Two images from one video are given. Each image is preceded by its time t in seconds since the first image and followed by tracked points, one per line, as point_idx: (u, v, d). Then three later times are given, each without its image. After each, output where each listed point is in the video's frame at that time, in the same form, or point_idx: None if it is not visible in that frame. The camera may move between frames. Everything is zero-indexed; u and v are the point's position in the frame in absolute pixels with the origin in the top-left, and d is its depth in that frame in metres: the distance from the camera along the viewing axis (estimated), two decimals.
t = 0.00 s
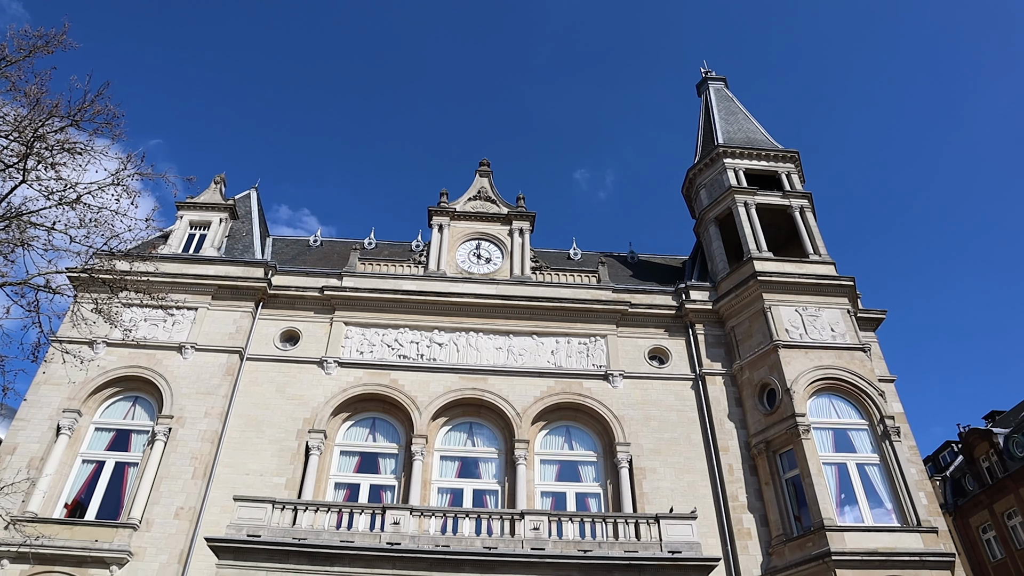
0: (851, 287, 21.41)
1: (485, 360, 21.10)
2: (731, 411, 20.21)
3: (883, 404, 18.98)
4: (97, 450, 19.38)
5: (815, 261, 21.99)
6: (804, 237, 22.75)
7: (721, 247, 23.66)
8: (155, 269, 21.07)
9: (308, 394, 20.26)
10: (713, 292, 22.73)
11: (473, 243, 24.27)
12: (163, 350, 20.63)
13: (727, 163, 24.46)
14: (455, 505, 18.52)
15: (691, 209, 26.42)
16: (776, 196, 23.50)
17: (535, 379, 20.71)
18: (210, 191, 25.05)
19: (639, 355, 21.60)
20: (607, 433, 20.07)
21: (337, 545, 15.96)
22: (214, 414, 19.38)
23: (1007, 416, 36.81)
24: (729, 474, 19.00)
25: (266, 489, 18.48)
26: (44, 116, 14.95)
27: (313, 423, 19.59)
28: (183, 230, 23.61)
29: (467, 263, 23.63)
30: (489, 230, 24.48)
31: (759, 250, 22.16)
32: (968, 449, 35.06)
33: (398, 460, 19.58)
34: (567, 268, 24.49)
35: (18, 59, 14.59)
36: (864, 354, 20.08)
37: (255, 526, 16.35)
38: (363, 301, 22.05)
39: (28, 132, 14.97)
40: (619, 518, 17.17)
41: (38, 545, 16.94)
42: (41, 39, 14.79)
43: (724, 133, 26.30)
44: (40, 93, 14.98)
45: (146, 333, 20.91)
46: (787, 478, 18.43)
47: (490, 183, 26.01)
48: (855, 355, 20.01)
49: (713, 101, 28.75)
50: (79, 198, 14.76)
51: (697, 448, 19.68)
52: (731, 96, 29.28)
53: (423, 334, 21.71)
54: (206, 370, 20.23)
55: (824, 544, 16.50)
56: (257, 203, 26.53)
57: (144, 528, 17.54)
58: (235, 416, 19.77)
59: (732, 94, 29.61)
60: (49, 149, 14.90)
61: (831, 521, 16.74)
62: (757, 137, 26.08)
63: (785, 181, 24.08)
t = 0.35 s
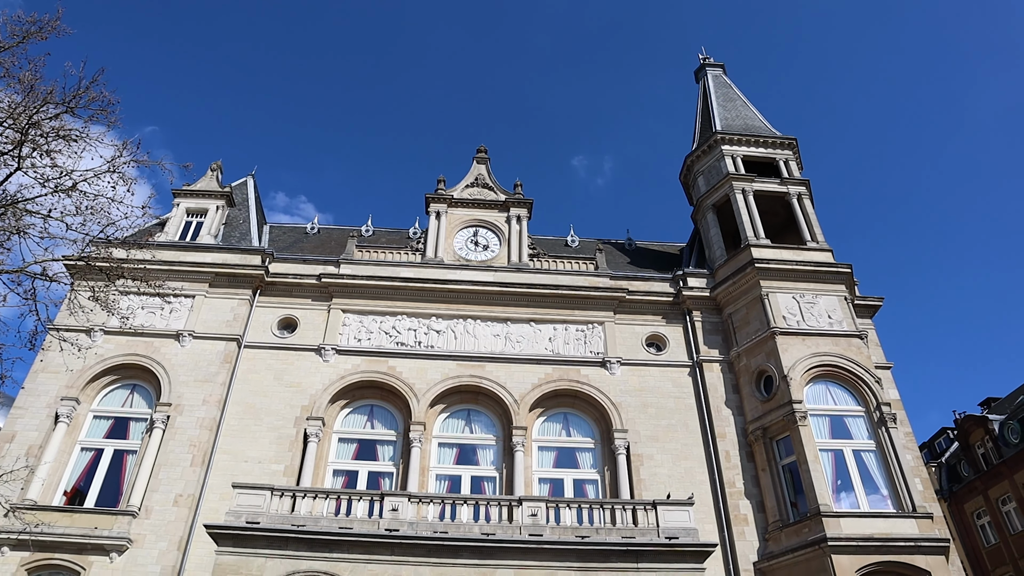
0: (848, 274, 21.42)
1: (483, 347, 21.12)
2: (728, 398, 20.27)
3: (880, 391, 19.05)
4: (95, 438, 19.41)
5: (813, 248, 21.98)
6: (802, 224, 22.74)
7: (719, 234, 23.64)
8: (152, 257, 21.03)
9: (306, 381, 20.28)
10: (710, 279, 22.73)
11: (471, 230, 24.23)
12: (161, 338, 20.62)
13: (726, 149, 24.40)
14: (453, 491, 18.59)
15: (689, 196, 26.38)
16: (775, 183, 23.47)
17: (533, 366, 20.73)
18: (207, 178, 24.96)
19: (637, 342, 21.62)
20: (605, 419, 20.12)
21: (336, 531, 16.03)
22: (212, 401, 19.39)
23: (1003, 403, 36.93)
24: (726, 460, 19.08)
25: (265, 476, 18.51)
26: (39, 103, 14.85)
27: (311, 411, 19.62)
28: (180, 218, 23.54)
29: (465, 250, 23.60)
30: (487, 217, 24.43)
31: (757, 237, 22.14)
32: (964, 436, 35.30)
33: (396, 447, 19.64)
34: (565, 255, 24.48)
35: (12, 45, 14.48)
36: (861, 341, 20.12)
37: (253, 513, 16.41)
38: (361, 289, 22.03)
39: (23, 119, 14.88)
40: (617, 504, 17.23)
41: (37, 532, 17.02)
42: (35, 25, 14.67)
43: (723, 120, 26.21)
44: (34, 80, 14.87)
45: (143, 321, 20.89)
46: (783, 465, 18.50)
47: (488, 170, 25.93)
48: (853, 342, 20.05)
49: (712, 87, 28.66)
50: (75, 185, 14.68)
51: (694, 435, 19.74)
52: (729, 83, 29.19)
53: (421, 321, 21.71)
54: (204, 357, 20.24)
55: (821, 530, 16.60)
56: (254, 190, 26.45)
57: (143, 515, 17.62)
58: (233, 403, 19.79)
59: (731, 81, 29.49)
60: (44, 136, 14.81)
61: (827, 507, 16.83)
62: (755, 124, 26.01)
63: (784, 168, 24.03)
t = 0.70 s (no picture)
0: (848, 259, 21.41)
1: (482, 331, 21.14)
2: (727, 382, 20.32)
3: (878, 374, 19.11)
4: (96, 423, 19.47)
5: (813, 233, 21.96)
6: (802, 208, 22.70)
7: (719, 218, 23.61)
8: (151, 242, 20.99)
9: (305, 366, 20.31)
10: (709, 264, 22.71)
11: (470, 214, 24.19)
12: (160, 323, 20.63)
13: (726, 133, 24.32)
14: (453, 475, 18.68)
15: (689, 180, 26.31)
16: (774, 167, 23.41)
17: (533, 350, 20.77)
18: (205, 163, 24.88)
19: (636, 327, 21.64)
20: (604, 403, 20.18)
21: (337, 515, 16.13)
22: (212, 386, 19.43)
23: (1000, 387, 37.09)
24: (725, 444, 19.15)
25: (265, 460, 18.58)
26: (35, 87, 14.74)
27: (311, 395, 19.67)
28: (178, 202, 23.49)
29: (464, 234, 23.57)
30: (486, 202, 24.38)
31: (757, 221, 22.11)
32: (961, 420, 35.45)
33: (396, 431, 19.71)
34: (564, 239, 24.46)
35: (7, 29, 14.35)
36: (860, 325, 20.14)
37: (254, 497, 16.50)
38: (361, 274, 22.02)
39: (19, 103, 14.78)
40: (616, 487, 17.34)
41: (40, 516, 17.13)
42: (29, 8, 14.53)
43: (723, 104, 26.11)
44: (30, 64, 14.76)
45: (143, 306, 20.90)
46: (782, 448, 18.58)
47: (487, 154, 25.84)
48: (851, 327, 20.07)
49: (712, 71, 28.52)
50: (72, 170, 14.60)
51: (693, 419, 19.81)
52: (730, 66, 29.05)
53: (420, 306, 21.72)
54: (204, 342, 20.25)
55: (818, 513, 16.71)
56: (252, 175, 26.37)
57: (144, 499, 17.72)
58: (233, 388, 19.84)
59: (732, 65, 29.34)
60: (40, 120, 14.72)
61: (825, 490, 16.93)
62: (755, 108, 25.91)
63: (784, 153, 23.96)
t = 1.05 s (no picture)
0: (845, 242, 21.42)
1: (479, 313, 21.15)
2: (723, 365, 20.38)
3: (873, 358, 19.18)
4: (93, 404, 19.49)
5: (810, 216, 21.94)
6: (799, 192, 22.68)
7: (716, 201, 23.59)
8: (147, 223, 20.92)
9: (302, 347, 20.33)
10: (706, 247, 22.71)
11: (467, 195, 24.13)
12: (157, 305, 20.61)
13: (724, 116, 24.23)
14: (449, 456, 18.76)
15: (686, 163, 26.26)
16: (772, 150, 23.36)
17: (529, 333, 20.80)
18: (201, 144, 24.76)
19: (632, 309, 21.66)
20: (601, 385, 20.24)
21: (334, 495, 16.21)
22: (209, 367, 19.45)
23: (995, 371, 37.30)
24: (720, 426, 19.23)
25: (262, 442, 18.63)
26: (28, 67, 14.61)
27: (308, 376, 19.71)
28: (174, 183, 23.41)
29: (461, 216, 23.53)
30: (483, 184, 24.30)
31: (754, 204, 22.08)
32: (955, 404, 35.63)
33: (392, 413, 19.77)
34: (562, 221, 24.42)
35: None
36: (856, 309, 20.17)
37: (251, 478, 16.56)
38: (357, 255, 21.98)
39: (13, 83, 14.66)
40: (612, 469, 17.41)
41: (38, 497, 17.21)
42: None
43: (721, 86, 26.00)
44: (23, 43, 14.62)
45: (139, 288, 20.88)
46: (777, 431, 18.71)
47: (484, 136, 25.74)
48: (847, 310, 20.11)
49: (711, 53, 28.38)
50: (67, 150, 14.52)
51: (689, 402, 19.88)
52: (729, 48, 28.89)
53: (417, 288, 21.71)
54: (200, 324, 20.24)
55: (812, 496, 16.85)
56: (249, 156, 26.26)
57: (142, 480, 17.79)
58: (230, 369, 19.86)
59: (731, 46, 29.20)
60: (34, 100, 14.61)
61: (819, 473, 17.05)
62: (754, 90, 25.82)
63: (782, 136, 23.89)
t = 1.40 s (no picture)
0: (840, 231, 21.46)
1: (474, 298, 21.15)
2: (717, 352, 20.44)
3: (866, 347, 19.30)
4: (87, 385, 19.47)
5: (806, 204, 21.95)
6: (795, 180, 22.67)
7: (713, 188, 23.58)
8: (141, 204, 20.81)
9: (296, 331, 20.32)
10: (702, 234, 22.71)
11: (463, 180, 24.07)
12: (151, 287, 20.55)
13: (721, 103, 24.16)
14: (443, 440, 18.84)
15: (683, 149, 26.20)
16: (769, 137, 23.32)
17: (524, 318, 20.81)
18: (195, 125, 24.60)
19: (627, 296, 21.67)
20: (595, 371, 20.29)
21: (327, 478, 16.27)
22: (203, 350, 19.44)
23: (986, 360, 37.56)
24: (713, 413, 19.33)
25: (256, 424, 18.66)
26: (20, 44, 14.46)
27: (302, 359, 19.72)
28: (169, 164, 23.27)
29: (457, 200, 23.47)
30: (479, 168, 24.23)
31: (750, 192, 22.07)
32: (947, 393, 35.82)
33: (386, 397, 19.79)
34: (557, 207, 24.39)
35: None
36: (850, 298, 20.25)
37: (245, 460, 16.59)
38: (352, 239, 21.93)
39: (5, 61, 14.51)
40: (605, 455, 17.44)
41: (32, 478, 17.24)
42: None
43: (719, 73, 25.91)
44: (15, 20, 14.45)
45: (133, 270, 20.81)
46: (769, 418, 18.79)
47: (481, 120, 25.62)
48: (841, 299, 20.17)
49: (709, 39, 28.25)
50: (60, 130, 14.41)
51: (682, 388, 19.96)
52: (727, 35, 28.77)
53: (412, 272, 21.68)
54: (194, 307, 20.20)
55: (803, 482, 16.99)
56: (244, 138, 26.11)
57: (136, 462, 17.84)
58: (224, 352, 19.84)
59: (729, 33, 29.07)
60: (26, 78, 14.47)
61: (811, 460, 17.17)
62: (752, 77, 25.74)
63: (779, 123, 23.85)
